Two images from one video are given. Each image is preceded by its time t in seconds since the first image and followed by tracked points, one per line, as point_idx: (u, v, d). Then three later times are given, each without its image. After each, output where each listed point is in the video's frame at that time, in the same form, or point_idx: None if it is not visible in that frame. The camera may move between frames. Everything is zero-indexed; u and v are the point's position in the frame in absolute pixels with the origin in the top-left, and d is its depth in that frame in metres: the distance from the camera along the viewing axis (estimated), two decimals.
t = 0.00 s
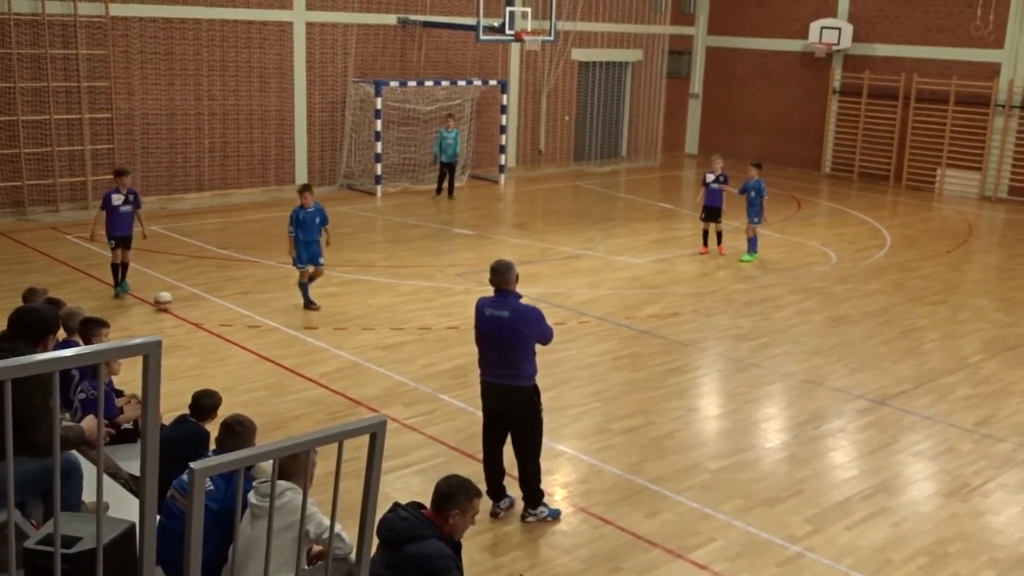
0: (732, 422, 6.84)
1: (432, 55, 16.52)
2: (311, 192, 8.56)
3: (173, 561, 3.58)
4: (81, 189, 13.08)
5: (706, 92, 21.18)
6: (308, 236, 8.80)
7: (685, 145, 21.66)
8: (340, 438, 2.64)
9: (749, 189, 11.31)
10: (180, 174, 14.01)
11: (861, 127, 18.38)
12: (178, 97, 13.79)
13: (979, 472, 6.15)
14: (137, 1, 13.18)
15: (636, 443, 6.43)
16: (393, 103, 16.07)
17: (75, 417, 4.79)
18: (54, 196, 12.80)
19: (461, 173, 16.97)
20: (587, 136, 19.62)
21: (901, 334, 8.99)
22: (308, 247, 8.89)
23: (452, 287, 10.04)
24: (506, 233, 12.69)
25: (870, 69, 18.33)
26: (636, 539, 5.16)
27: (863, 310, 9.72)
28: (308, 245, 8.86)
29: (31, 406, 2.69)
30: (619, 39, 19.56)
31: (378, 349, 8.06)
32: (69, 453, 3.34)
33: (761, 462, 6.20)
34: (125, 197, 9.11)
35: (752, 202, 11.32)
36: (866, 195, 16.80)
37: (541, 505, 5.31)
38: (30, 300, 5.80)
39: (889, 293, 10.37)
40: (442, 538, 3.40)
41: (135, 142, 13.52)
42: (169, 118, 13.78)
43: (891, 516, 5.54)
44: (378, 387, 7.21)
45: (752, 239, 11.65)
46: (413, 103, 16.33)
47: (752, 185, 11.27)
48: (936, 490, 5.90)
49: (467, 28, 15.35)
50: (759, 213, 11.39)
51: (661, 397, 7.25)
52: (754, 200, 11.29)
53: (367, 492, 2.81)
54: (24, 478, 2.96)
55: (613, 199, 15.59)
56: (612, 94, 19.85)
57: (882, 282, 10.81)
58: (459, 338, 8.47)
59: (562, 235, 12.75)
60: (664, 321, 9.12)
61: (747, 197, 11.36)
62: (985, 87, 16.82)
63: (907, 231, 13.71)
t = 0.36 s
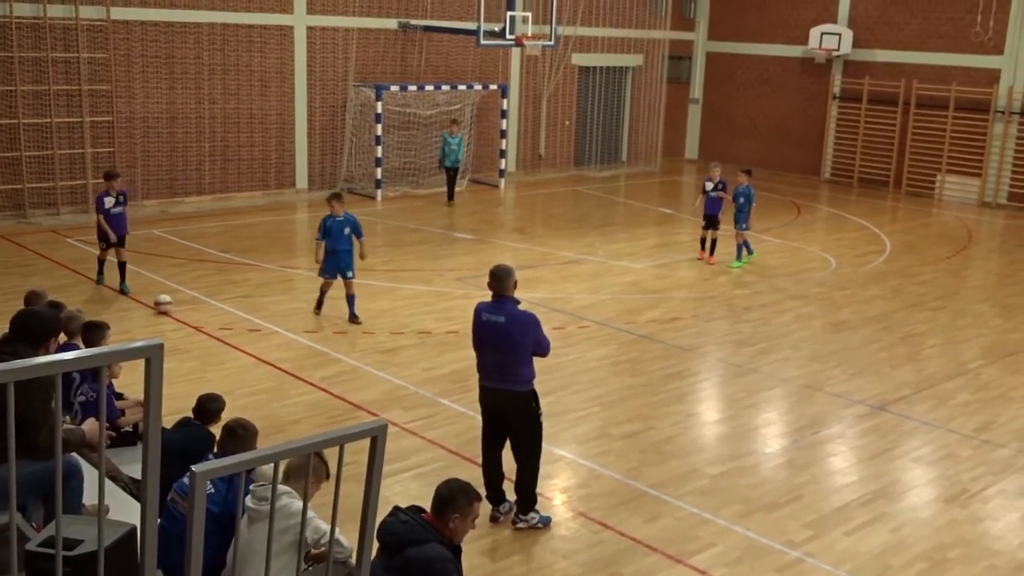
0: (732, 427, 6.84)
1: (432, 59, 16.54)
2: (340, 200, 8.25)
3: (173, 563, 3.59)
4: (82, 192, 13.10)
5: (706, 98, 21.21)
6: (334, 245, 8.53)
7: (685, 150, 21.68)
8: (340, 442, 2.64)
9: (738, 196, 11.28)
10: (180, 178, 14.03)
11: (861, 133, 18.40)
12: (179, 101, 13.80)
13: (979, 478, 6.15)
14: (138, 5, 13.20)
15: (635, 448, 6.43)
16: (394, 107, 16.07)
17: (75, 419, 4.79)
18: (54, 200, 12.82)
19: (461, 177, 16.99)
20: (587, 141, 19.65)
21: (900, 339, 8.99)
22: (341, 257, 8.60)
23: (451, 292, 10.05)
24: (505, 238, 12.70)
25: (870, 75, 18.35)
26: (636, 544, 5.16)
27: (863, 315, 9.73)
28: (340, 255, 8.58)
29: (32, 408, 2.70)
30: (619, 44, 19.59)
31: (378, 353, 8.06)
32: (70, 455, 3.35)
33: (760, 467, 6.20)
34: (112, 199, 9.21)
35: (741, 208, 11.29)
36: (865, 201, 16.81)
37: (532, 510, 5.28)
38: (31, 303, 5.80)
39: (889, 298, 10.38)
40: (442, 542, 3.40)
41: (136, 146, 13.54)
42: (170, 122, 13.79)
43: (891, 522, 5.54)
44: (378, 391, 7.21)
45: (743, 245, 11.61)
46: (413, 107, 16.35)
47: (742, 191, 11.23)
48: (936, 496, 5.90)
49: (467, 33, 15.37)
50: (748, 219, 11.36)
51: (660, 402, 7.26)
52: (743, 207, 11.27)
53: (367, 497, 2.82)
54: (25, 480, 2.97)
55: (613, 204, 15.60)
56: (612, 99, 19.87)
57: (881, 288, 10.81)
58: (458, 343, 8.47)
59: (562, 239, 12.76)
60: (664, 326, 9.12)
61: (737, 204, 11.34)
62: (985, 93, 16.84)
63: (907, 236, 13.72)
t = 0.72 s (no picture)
0: (733, 432, 6.84)
1: (434, 64, 16.57)
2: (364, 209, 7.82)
3: (176, 566, 3.60)
4: (84, 195, 13.14)
5: (708, 102, 21.25)
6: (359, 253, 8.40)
7: (686, 154, 21.72)
8: (342, 446, 2.65)
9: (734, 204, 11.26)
10: (182, 182, 14.05)
11: (863, 138, 18.42)
12: (181, 105, 13.83)
13: (980, 483, 6.15)
14: (141, 9, 13.22)
15: (636, 452, 6.43)
16: (396, 111, 16.14)
17: (77, 423, 4.79)
18: (56, 203, 12.85)
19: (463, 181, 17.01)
20: (589, 146, 19.67)
21: (902, 345, 9.00)
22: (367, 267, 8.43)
23: (453, 296, 10.06)
24: (507, 242, 12.72)
25: (871, 80, 18.36)
26: (637, 548, 5.16)
27: (864, 320, 9.73)
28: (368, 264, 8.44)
29: (35, 412, 2.70)
30: (621, 48, 19.61)
31: (379, 357, 8.07)
32: (72, 459, 3.35)
33: (761, 472, 6.20)
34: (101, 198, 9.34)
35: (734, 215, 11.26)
36: (867, 206, 16.82)
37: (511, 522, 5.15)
38: (33, 307, 5.81)
39: (890, 303, 10.38)
40: (443, 545, 3.39)
41: (138, 150, 13.57)
42: (172, 125, 13.81)
43: (892, 527, 5.54)
44: (379, 395, 7.21)
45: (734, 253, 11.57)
46: (415, 112, 16.37)
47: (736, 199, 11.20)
48: (937, 501, 5.90)
49: (469, 37, 15.39)
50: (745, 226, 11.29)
51: (662, 407, 7.26)
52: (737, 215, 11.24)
53: (369, 501, 2.83)
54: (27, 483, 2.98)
55: (614, 209, 15.61)
56: (613, 104, 19.90)
57: (883, 293, 10.82)
58: (460, 347, 8.48)
59: (564, 243, 12.77)
60: (665, 330, 9.13)
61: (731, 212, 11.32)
62: (986, 98, 16.84)
63: (908, 242, 13.73)
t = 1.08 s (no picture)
0: (737, 436, 6.83)
1: (438, 68, 16.60)
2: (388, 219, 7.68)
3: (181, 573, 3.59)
4: (89, 199, 13.18)
5: (712, 107, 21.27)
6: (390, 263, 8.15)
7: (691, 159, 21.73)
8: (346, 450, 2.66)
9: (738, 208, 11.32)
10: (187, 186, 14.09)
11: (868, 142, 18.40)
12: (186, 109, 13.86)
13: (986, 488, 6.14)
14: (147, 15, 13.26)
15: (641, 457, 6.43)
16: (401, 116, 16.17)
17: (84, 427, 4.80)
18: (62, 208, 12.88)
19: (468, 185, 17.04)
20: (593, 150, 19.69)
21: (907, 349, 8.98)
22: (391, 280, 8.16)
23: (457, 300, 10.06)
24: (511, 246, 12.73)
25: (876, 84, 18.36)
26: (641, 553, 5.16)
27: (869, 324, 9.72)
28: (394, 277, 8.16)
29: (40, 416, 2.71)
30: (625, 53, 19.63)
31: (383, 362, 8.08)
32: (78, 462, 3.35)
33: (766, 476, 6.20)
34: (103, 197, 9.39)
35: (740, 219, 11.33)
36: (871, 210, 16.81)
37: (507, 534, 5.11)
38: (39, 311, 5.83)
39: (895, 308, 10.37)
40: (449, 549, 3.38)
41: (143, 154, 13.60)
42: (177, 130, 13.85)
43: (897, 531, 5.53)
44: (384, 399, 7.22)
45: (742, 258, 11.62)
46: (420, 116, 16.40)
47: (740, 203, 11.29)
48: (943, 506, 5.88)
49: (473, 42, 15.41)
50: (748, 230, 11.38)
51: (667, 411, 7.26)
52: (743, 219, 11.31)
53: (375, 505, 2.84)
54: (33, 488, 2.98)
55: (619, 213, 15.62)
56: (618, 108, 19.92)
57: (888, 297, 10.81)
58: (464, 351, 8.49)
59: (568, 248, 12.78)
60: (670, 335, 9.13)
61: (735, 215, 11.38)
62: (991, 102, 16.82)
63: (913, 246, 13.71)
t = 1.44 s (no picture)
0: (743, 439, 6.82)
1: (444, 72, 16.61)
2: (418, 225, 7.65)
3: None
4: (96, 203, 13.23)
5: (717, 109, 21.26)
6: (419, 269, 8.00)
7: (696, 162, 21.72)
8: (351, 453, 2.66)
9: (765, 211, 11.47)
10: (193, 190, 14.11)
11: (873, 144, 18.36)
12: (192, 113, 13.89)
13: (993, 491, 6.12)
14: (152, 18, 13.29)
15: (647, 460, 6.41)
16: (406, 120, 16.10)
17: (92, 429, 4.80)
18: (68, 212, 12.92)
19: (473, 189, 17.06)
20: (598, 153, 19.69)
21: (913, 352, 8.96)
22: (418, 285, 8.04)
23: (463, 303, 10.06)
24: (516, 249, 12.73)
25: (881, 86, 18.32)
26: (647, 556, 5.15)
27: (875, 327, 9.70)
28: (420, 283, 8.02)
29: (46, 418, 2.70)
30: (630, 56, 19.62)
31: (388, 365, 8.08)
32: (83, 465, 3.34)
33: (772, 479, 6.18)
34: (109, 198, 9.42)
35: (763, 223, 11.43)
36: (877, 213, 16.78)
37: (510, 540, 5.09)
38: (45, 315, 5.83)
39: (901, 310, 10.34)
40: (453, 552, 3.37)
41: (149, 158, 13.63)
42: (183, 134, 13.88)
43: (903, 534, 5.51)
44: (389, 402, 7.22)
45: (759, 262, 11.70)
46: (425, 119, 16.41)
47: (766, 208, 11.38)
48: (950, 508, 5.86)
49: (478, 45, 15.41)
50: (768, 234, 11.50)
51: (673, 414, 7.24)
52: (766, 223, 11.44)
53: (379, 508, 2.85)
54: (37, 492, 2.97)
55: (624, 216, 15.60)
56: (623, 111, 19.91)
57: (894, 299, 10.78)
58: (470, 354, 8.48)
59: (573, 251, 12.77)
60: (676, 337, 9.11)
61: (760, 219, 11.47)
62: (996, 104, 16.78)
63: (919, 248, 13.68)
